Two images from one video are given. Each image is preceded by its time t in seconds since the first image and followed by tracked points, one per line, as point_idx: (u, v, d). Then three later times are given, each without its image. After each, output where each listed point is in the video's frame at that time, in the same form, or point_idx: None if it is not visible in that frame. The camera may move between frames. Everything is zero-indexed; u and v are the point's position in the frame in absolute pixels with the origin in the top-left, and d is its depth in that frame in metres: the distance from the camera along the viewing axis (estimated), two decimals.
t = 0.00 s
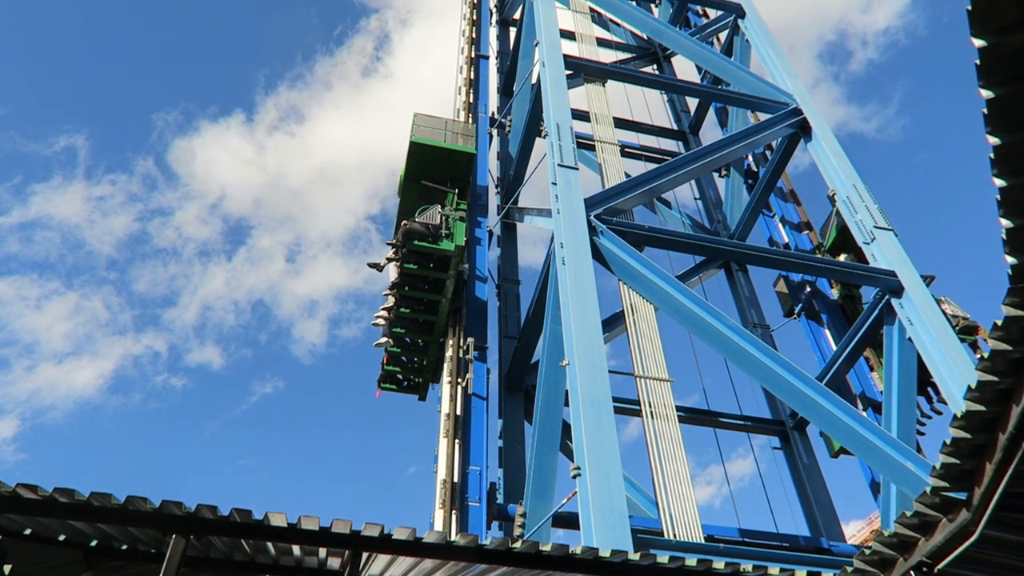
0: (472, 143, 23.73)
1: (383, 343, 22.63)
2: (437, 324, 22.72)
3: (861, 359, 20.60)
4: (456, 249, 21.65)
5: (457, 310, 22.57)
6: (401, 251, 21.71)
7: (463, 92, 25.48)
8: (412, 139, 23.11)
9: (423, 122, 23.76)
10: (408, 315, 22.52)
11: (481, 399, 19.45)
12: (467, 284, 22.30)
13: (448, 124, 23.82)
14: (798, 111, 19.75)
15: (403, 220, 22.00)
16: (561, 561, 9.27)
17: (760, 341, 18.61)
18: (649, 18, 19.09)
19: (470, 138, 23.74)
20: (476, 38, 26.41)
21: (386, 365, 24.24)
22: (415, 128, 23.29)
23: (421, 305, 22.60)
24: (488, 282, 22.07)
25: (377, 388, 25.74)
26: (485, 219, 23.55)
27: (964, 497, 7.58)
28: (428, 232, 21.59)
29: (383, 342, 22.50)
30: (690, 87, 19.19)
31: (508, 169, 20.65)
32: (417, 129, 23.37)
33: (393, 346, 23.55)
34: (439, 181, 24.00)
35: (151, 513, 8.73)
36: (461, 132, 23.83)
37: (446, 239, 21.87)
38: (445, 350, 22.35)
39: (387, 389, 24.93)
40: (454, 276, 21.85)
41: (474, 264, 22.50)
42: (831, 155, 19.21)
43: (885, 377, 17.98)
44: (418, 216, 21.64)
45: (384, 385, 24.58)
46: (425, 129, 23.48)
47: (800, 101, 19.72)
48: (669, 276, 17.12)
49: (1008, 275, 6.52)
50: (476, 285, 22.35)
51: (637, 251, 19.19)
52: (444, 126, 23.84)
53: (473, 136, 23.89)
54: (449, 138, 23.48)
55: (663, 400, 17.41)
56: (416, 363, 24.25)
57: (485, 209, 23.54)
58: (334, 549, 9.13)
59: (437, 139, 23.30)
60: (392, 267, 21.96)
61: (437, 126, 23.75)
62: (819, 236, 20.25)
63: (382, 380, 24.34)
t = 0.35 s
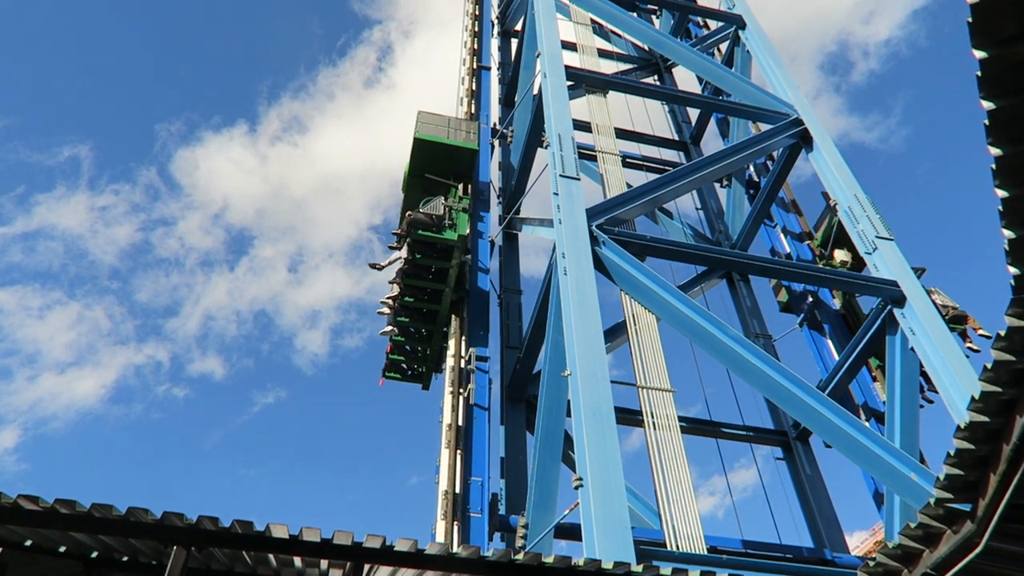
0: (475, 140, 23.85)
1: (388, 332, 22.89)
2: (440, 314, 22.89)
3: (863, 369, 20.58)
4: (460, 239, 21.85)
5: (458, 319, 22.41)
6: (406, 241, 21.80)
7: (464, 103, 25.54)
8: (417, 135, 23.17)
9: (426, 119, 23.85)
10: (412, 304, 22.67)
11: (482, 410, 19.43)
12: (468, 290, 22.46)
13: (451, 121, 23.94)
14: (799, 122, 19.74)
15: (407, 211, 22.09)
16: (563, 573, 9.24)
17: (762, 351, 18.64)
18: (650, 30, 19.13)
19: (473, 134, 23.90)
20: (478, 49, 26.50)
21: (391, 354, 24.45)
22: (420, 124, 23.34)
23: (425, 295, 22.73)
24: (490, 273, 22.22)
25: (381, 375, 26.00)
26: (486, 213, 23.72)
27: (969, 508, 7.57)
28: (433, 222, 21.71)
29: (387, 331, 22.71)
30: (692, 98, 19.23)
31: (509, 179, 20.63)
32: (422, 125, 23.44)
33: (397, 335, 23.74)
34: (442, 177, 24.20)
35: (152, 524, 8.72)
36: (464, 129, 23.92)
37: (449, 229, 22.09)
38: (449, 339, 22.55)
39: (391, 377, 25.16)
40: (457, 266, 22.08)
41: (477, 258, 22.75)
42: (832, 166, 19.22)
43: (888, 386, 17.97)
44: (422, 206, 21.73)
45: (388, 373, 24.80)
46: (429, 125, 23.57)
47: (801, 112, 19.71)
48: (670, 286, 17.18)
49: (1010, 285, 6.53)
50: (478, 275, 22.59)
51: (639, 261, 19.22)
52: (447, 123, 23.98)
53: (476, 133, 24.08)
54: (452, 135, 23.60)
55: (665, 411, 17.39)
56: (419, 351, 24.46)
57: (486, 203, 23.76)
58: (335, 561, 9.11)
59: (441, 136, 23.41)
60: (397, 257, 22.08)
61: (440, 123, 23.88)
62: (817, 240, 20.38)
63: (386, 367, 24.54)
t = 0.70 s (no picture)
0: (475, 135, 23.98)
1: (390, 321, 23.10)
2: (442, 302, 23.10)
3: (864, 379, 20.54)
4: (461, 228, 22.11)
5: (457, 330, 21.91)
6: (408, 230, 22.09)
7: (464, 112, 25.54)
8: (418, 129, 23.36)
9: (427, 115, 24.07)
10: (414, 293, 22.92)
11: (483, 419, 19.50)
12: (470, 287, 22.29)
13: (452, 117, 24.07)
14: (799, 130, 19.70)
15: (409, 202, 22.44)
16: None
17: (763, 360, 18.67)
18: (650, 39, 19.14)
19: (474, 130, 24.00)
20: (477, 58, 26.52)
21: (393, 342, 24.62)
22: (421, 119, 23.52)
23: (427, 283, 23.01)
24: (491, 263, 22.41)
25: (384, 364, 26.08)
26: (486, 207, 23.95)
27: (971, 520, 7.53)
28: (434, 211, 22.02)
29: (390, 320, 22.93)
30: (692, 107, 19.22)
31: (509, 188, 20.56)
32: (423, 121, 23.62)
33: (400, 324, 23.94)
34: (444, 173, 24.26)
35: (150, 536, 8.69)
36: (465, 125, 24.11)
37: (451, 218, 22.35)
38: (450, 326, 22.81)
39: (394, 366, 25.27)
40: (458, 254, 22.32)
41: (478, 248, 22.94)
42: (832, 175, 19.21)
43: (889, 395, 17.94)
44: (424, 196, 22.10)
45: (391, 362, 24.94)
46: (430, 121, 23.74)
47: (800, 121, 19.65)
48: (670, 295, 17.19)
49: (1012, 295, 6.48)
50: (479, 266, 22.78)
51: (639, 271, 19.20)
52: (448, 119, 24.13)
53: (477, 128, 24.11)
54: (453, 130, 23.72)
55: (666, 420, 17.35)
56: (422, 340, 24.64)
57: (486, 197, 24.03)
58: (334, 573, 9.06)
59: (441, 131, 23.56)
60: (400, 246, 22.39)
61: (442, 119, 24.03)
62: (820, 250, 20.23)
63: (389, 357, 24.69)
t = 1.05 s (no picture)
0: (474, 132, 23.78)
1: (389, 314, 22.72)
2: (441, 296, 22.71)
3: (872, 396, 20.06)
4: (460, 221, 21.82)
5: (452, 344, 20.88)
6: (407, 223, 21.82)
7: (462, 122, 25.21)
8: (417, 125, 23.14)
9: (427, 112, 23.83)
10: (413, 287, 22.52)
11: (480, 437, 18.85)
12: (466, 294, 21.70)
13: (451, 114, 23.82)
14: (803, 142, 19.28)
15: (408, 195, 22.21)
16: None
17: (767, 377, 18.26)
18: (651, 49, 18.78)
19: (474, 127, 23.85)
20: (476, 69, 26.17)
21: (392, 336, 24.17)
22: (421, 116, 23.31)
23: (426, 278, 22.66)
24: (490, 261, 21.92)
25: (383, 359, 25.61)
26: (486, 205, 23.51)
27: (981, 542, 7.28)
28: (433, 204, 21.77)
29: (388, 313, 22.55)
30: (694, 118, 18.86)
31: (508, 200, 20.16)
32: (423, 118, 23.40)
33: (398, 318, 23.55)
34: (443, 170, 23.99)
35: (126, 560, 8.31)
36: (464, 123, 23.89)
37: (450, 211, 22.08)
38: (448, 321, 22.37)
39: (392, 361, 24.77)
40: (457, 248, 22.00)
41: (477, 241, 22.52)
42: (838, 188, 18.80)
43: (898, 414, 17.46)
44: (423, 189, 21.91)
45: (389, 356, 24.45)
46: (430, 118, 23.51)
47: (805, 132, 19.22)
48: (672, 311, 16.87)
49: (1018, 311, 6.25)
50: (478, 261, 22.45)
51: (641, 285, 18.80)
52: (448, 116, 23.92)
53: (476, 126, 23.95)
54: (452, 127, 23.54)
55: (668, 438, 16.89)
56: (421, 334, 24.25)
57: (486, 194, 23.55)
58: None
59: (441, 128, 23.36)
60: (399, 238, 21.99)
61: (441, 116, 23.80)
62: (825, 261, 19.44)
63: (387, 351, 24.23)
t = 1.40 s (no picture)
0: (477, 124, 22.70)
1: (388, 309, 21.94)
2: (441, 290, 21.93)
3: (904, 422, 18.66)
4: (462, 211, 21.03)
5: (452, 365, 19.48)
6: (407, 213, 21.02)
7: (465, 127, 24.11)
8: (417, 115, 22.19)
9: (428, 102, 22.82)
10: (413, 279, 21.77)
11: (482, 465, 17.49)
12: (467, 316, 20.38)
13: (454, 105, 22.77)
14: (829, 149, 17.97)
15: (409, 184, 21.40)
16: None
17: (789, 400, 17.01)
18: (665, 49, 17.62)
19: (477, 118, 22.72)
20: (479, 70, 24.97)
21: (391, 333, 23.26)
22: (421, 107, 22.35)
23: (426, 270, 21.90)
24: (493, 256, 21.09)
25: (382, 359, 24.68)
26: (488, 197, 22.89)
27: None
28: (434, 193, 20.94)
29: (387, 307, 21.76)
30: (712, 123, 17.66)
31: (512, 210, 18.97)
32: (424, 108, 22.44)
33: (397, 313, 22.76)
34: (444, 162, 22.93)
35: None
36: (467, 114, 22.81)
37: (452, 201, 21.21)
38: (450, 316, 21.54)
39: (390, 359, 23.90)
40: (459, 239, 21.19)
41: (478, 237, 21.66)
42: (865, 198, 17.49)
43: (933, 441, 16.10)
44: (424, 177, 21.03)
45: (388, 355, 23.54)
46: (431, 109, 22.52)
47: (831, 138, 17.92)
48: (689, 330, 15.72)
49: None
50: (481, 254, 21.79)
51: (654, 301, 17.56)
52: (450, 108, 22.89)
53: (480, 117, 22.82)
54: (454, 118, 22.48)
55: (684, 467, 15.57)
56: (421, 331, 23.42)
57: (488, 186, 22.96)
58: None
59: (442, 119, 22.32)
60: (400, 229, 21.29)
61: (443, 107, 22.80)
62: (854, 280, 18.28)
63: (385, 348, 23.34)
